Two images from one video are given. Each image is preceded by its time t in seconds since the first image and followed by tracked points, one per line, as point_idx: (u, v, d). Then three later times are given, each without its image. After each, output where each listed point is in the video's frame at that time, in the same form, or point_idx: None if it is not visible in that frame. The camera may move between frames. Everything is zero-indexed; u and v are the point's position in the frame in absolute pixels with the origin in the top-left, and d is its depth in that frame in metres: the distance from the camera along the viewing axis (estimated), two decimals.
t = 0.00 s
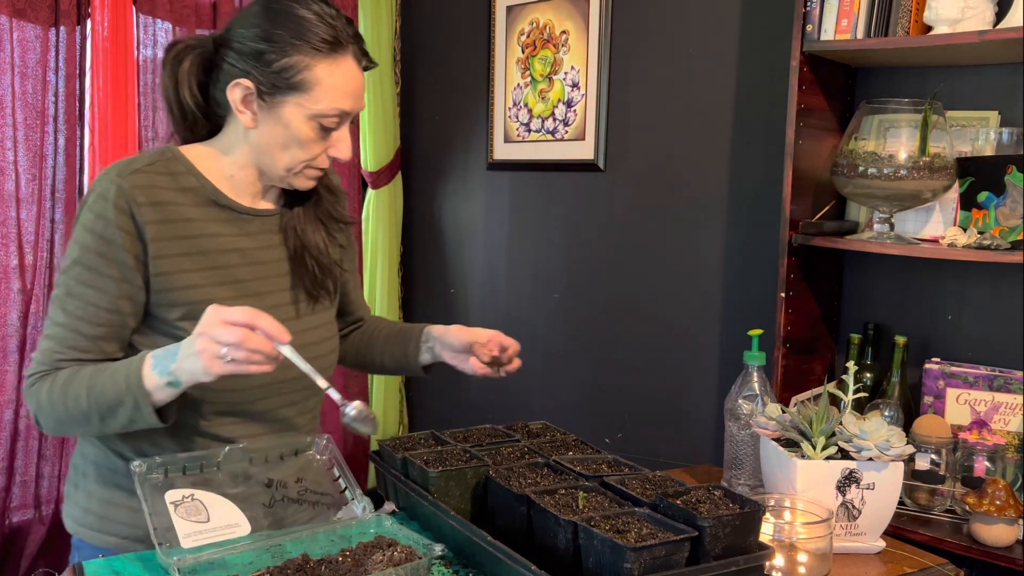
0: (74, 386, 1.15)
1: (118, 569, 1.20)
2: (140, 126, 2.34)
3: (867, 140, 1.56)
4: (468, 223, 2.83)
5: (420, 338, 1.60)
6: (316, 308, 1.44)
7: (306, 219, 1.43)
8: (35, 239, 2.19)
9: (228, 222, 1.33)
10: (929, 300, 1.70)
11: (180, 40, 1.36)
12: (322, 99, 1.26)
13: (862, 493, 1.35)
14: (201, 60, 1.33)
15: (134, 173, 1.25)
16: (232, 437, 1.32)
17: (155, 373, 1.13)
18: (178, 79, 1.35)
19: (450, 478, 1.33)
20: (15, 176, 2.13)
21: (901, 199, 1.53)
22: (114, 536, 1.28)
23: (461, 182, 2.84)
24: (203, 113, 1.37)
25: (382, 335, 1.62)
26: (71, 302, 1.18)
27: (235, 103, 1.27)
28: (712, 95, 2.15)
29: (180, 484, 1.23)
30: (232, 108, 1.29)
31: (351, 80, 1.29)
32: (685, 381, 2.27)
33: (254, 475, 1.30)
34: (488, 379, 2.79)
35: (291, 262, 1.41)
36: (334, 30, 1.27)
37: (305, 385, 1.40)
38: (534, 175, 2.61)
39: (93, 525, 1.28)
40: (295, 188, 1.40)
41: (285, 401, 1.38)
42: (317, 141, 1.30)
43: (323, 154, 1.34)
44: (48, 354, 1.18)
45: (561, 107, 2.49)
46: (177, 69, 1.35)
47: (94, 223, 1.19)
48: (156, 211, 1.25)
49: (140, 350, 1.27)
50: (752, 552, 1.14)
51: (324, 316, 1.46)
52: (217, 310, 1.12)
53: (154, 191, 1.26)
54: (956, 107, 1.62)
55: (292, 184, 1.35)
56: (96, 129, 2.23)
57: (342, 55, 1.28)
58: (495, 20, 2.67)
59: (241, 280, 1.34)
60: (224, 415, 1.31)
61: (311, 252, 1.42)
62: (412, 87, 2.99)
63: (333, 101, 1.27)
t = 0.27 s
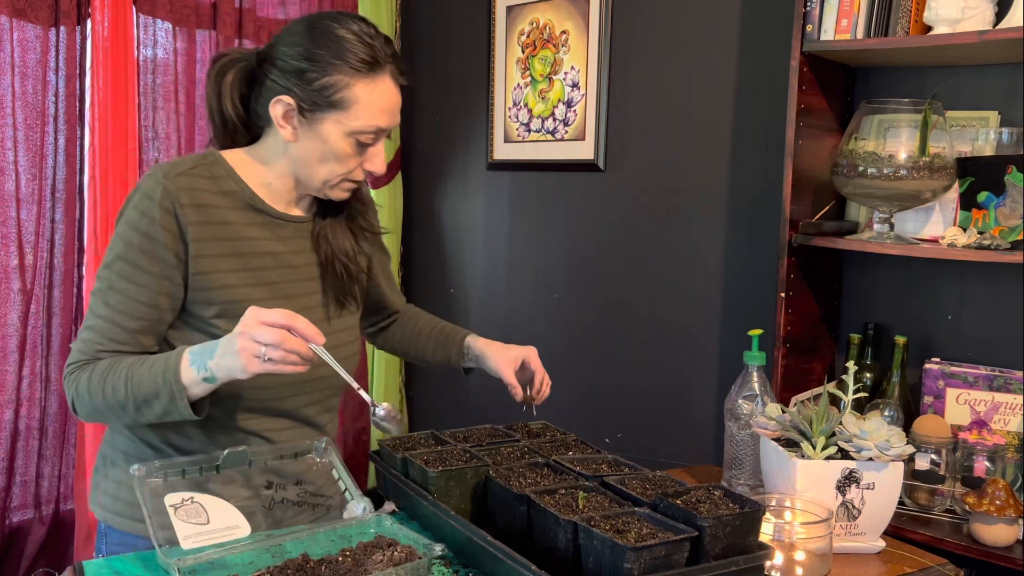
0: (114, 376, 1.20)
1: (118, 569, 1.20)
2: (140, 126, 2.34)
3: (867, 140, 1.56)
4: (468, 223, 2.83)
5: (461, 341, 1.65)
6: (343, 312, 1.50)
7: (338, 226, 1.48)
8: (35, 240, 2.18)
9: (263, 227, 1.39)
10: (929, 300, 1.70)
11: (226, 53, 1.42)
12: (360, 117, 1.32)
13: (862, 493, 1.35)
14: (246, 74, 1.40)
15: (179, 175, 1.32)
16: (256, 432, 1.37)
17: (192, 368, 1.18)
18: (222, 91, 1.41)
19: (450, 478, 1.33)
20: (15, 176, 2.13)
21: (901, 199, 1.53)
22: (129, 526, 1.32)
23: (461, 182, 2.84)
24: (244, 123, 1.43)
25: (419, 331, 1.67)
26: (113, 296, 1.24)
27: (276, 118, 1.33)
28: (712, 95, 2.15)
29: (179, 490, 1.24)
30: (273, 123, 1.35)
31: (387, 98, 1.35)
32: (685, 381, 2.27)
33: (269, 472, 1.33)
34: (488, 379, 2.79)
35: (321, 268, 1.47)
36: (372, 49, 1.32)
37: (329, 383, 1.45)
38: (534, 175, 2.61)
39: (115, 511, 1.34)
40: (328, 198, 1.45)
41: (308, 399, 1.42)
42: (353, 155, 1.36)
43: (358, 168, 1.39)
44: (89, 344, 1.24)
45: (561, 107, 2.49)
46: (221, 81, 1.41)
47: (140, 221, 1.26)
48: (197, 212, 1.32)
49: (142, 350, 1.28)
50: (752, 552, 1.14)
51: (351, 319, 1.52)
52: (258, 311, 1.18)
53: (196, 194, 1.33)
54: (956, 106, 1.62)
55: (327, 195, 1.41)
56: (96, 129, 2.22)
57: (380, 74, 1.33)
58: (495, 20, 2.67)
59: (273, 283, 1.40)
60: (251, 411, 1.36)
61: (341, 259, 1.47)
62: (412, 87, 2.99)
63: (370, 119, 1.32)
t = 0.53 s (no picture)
0: (125, 372, 1.21)
1: (118, 569, 1.20)
2: (140, 126, 2.34)
3: (867, 140, 1.56)
4: (468, 223, 2.83)
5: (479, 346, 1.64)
6: (354, 315, 1.50)
7: (350, 230, 1.48)
8: (35, 239, 2.18)
9: (275, 229, 1.39)
10: (929, 300, 1.70)
11: (241, 57, 1.42)
12: (372, 126, 1.32)
13: (862, 493, 1.35)
14: (260, 79, 1.39)
15: (194, 177, 1.33)
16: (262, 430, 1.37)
17: (196, 365, 1.19)
18: (238, 95, 1.41)
19: (450, 478, 1.33)
20: (15, 176, 2.13)
21: (901, 199, 1.53)
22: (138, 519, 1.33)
23: (461, 182, 2.84)
24: (259, 128, 1.43)
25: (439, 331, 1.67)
26: (126, 294, 1.25)
27: (289, 125, 1.33)
28: (712, 95, 2.15)
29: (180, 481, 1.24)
30: (286, 129, 1.35)
31: (400, 107, 1.34)
32: (685, 381, 2.27)
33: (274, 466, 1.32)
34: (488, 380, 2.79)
35: (333, 272, 1.47)
36: (386, 59, 1.32)
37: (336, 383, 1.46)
38: (534, 175, 2.61)
39: (125, 503, 1.35)
40: (340, 203, 1.45)
41: (316, 400, 1.42)
42: (365, 163, 1.36)
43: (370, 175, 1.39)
44: (101, 341, 1.25)
45: (561, 107, 2.49)
46: (238, 85, 1.41)
47: (154, 221, 1.27)
48: (210, 214, 1.32)
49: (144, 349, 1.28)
50: (752, 552, 1.14)
51: (362, 321, 1.52)
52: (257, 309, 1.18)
53: (210, 196, 1.33)
54: (956, 106, 1.62)
55: (339, 200, 1.41)
56: (96, 129, 2.22)
57: (393, 84, 1.33)
58: (495, 20, 2.67)
59: (284, 284, 1.40)
60: (259, 410, 1.36)
61: (351, 262, 1.47)
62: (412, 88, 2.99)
63: (382, 128, 1.32)
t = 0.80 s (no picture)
0: (121, 373, 1.21)
1: (118, 569, 1.20)
2: (140, 126, 2.34)
3: (867, 140, 1.56)
4: (468, 223, 2.83)
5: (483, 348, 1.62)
6: (353, 316, 1.50)
7: (349, 230, 1.48)
8: (34, 239, 2.18)
9: (273, 230, 1.39)
10: (929, 300, 1.70)
11: (238, 59, 1.42)
12: (366, 126, 1.31)
13: (862, 493, 1.35)
14: (256, 81, 1.39)
15: (190, 179, 1.33)
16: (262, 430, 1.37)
17: (187, 367, 1.18)
18: (234, 98, 1.41)
19: (451, 478, 1.33)
20: (15, 176, 2.13)
21: (901, 199, 1.53)
22: (139, 517, 1.33)
23: (461, 182, 2.84)
24: (256, 129, 1.44)
25: (445, 330, 1.66)
26: (124, 295, 1.26)
27: (283, 127, 1.34)
28: (712, 96, 2.15)
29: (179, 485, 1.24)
30: (281, 131, 1.35)
31: (394, 107, 1.34)
32: (685, 381, 2.27)
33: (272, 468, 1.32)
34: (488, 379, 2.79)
35: (331, 272, 1.46)
36: (379, 59, 1.31)
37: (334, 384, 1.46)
38: (534, 175, 2.61)
39: (126, 501, 1.34)
40: (338, 204, 1.44)
41: (315, 400, 1.42)
42: (360, 163, 1.36)
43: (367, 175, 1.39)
44: (100, 341, 1.26)
45: (561, 107, 2.49)
46: (233, 87, 1.41)
47: (149, 224, 1.27)
48: (207, 216, 1.32)
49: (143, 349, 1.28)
50: (752, 552, 1.14)
51: (361, 322, 1.51)
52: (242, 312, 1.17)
53: (206, 198, 1.33)
54: (956, 106, 1.62)
55: (337, 201, 1.40)
56: (96, 129, 2.22)
57: (387, 83, 1.32)
58: (496, 20, 2.67)
59: (281, 285, 1.40)
60: (258, 410, 1.36)
61: (350, 263, 1.47)
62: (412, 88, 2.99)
63: (376, 128, 1.32)
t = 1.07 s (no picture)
0: (115, 373, 1.21)
1: (119, 569, 1.20)
2: (140, 126, 2.34)
3: (867, 140, 1.57)
4: (468, 223, 2.83)
5: (485, 353, 1.61)
6: (349, 317, 1.50)
7: (346, 231, 1.48)
8: (35, 239, 2.19)
9: (269, 231, 1.39)
10: (929, 300, 1.70)
11: (235, 59, 1.42)
12: (362, 126, 1.31)
13: (862, 493, 1.35)
14: (252, 81, 1.40)
15: (186, 180, 1.33)
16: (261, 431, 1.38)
17: (178, 367, 1.18)
18: (231, 98, 1.41)
19: (451, 478, 1.33)
20: (15, 177, 2.13)
21: (901, 199, 1.53)
22: (139, 518, 1.33)
23: (461, 183, 2.84)
24: (253, 129, 1.43)
25: (447, 331, 1.66)
26: (121, 295, 1.26)
27: (279, 127, 1.34)
28: (712, 95, 2.15)
29: (178, 489, 1.24)
30: (277, 131, 1.36)
31: (391, 107, 1.33)
32: (685, 381, 2.27)
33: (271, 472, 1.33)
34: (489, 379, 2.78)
35: (328, 272, 1.46)
36: (375, 59, 1.31)
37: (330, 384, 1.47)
38: (534, 175, 2.61)
39: (124, 500, 1.35)
40: (335, 204, 1.44)
41: (312, 401, 1.42)
42: (356, 163, 1.35)
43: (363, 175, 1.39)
44: (95, 341, 1.26)
45: (561, 107, 2.49)
46: (230, 88, 1.41)
47: (145, 224, 1.27)
48: (203, 217, 1.32)
49: (143, 349, 1.28)
50: (752, 552, 1.14)
51: (358, 323, 1.51)
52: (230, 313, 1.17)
53: (202, 199, 1.33)
54: (956, 106, 1.62)
55: (334, 202, 1.40)
56: (96, 129, 2.22)
57: (383, 83, 1.32)
58: (495, 20, 2.67)
59: (277, 285, 1.40)
60: (254, 411, 1.37)
61: (347, 263, 1.47)
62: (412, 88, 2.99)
63: (372, 128, 1.32)
